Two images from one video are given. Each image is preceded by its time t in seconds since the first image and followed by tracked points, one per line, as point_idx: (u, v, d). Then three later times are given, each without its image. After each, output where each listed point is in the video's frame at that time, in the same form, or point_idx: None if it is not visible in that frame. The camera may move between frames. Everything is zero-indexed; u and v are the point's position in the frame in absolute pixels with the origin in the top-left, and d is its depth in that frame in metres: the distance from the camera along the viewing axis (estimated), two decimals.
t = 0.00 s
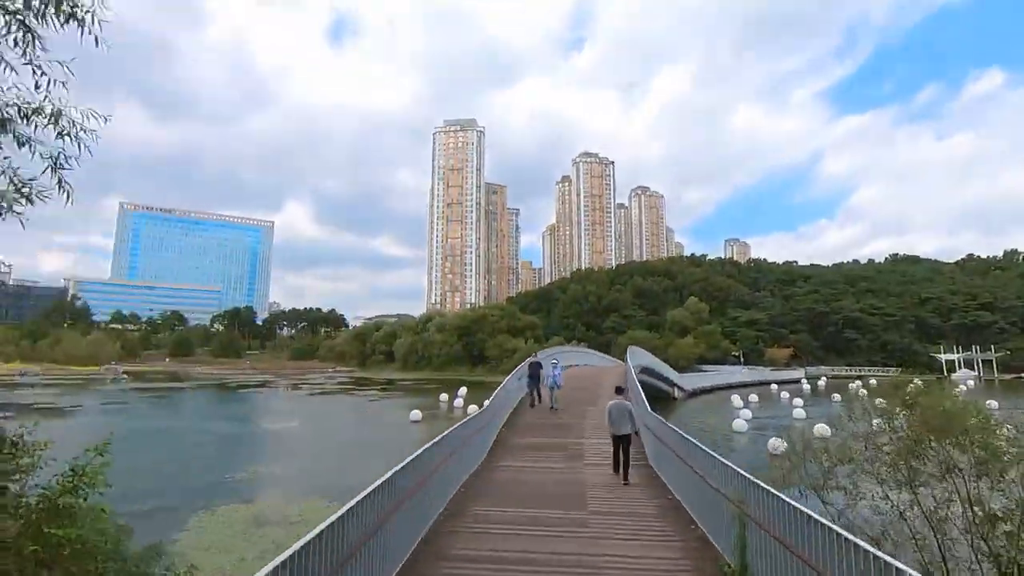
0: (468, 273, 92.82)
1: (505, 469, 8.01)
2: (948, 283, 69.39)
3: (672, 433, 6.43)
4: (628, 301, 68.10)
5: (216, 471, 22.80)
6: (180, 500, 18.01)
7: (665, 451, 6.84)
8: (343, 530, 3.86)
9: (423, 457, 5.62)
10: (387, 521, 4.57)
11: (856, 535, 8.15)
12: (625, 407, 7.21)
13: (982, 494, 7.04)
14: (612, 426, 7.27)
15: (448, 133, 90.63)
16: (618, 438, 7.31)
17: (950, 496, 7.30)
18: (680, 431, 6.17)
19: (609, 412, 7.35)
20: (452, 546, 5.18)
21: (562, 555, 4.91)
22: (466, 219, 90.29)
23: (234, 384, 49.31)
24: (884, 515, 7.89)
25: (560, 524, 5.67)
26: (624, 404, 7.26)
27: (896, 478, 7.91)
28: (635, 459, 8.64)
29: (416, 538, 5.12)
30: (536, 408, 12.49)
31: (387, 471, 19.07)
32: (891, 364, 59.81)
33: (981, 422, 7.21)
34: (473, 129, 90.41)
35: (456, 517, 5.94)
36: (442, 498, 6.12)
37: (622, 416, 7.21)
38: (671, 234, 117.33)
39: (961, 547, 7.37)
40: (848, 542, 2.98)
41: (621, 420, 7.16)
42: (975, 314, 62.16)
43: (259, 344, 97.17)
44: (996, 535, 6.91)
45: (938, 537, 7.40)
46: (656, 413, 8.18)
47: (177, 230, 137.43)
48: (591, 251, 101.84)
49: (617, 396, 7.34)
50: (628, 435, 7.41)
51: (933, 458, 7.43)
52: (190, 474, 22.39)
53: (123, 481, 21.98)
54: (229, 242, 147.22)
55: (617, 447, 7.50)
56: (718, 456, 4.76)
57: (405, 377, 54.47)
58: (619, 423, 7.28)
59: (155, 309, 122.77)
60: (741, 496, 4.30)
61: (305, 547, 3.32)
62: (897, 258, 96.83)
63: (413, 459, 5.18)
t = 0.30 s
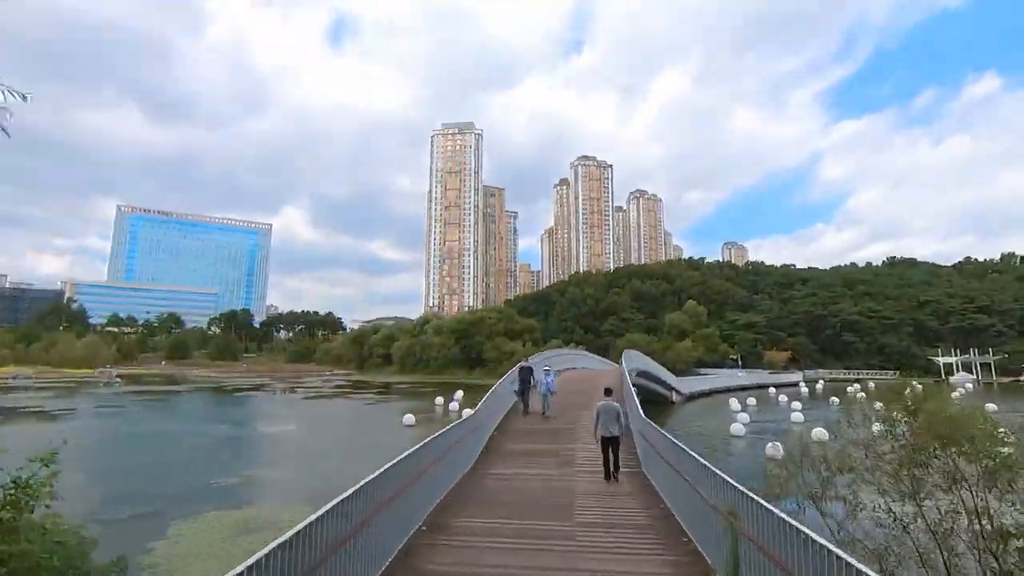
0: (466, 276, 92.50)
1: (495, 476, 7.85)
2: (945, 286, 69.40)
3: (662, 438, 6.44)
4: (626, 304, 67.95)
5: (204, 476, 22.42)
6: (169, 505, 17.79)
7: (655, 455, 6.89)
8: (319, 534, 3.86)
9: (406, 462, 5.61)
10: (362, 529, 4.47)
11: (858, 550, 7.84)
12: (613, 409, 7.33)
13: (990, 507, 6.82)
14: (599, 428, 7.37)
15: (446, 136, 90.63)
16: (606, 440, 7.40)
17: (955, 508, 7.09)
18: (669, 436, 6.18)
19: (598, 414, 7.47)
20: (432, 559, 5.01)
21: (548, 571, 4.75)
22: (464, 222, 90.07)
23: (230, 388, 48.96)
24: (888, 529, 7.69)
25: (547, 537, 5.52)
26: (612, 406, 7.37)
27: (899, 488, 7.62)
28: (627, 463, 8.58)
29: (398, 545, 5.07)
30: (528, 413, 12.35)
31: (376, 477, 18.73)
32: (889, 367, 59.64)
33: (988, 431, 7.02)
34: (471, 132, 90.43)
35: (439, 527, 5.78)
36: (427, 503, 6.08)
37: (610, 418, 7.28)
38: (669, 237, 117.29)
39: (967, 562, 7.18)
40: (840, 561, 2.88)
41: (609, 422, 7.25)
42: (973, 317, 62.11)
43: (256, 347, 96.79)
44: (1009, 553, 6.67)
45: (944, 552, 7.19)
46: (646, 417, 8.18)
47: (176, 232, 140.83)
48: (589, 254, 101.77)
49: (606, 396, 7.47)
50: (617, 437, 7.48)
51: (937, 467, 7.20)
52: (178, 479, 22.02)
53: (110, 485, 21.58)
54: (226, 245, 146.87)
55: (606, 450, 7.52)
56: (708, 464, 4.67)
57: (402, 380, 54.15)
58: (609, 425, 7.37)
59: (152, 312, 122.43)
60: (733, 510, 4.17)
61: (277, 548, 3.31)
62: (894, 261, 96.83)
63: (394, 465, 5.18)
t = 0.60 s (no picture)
0: (464, 279, 92.25)
1: (480, 485, 7.67)
2: (943, 288, 69.40)
3: (652, 444, 6.40)
4: (623, 307, 67.82)
5: (192, 482, 22.13)
6: (159, 510, 17.59)
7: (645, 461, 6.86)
8: (298, 535, 3.87)
9: (389, 467, 5.62)
10: (335, 538, 4.36)
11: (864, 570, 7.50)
12: (604, 414, 7.34)
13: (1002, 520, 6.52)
14: (589, 432, 7.38)
15: (443, 138, 90.48)
16: (596, 445, 7.40)
17: (966, 521, 6.80)
18: (660, 443, 6.13)
19: (588, 418, 7.50)
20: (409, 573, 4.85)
21: None
22: (462, 225, 89.88)
23: (224, 391, 48.61)
24: (895, 546, 7.39)
25: (534, 553, 5.34)
26: (602, 411, 7.39)
27: (908, 503, 7.28)
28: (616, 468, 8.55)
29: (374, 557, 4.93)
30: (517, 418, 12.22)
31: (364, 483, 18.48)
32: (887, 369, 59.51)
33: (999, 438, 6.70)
34: (468, 135, 90.31)
35: (418, 539, 5.61)
36: (411, 509, 6.08)
37: (600, 422, 7.33)
38: (666, 239, 117.22)
39: None
40: None
41: (600, 426, 7.27)
42: (971, 319, 62.08)
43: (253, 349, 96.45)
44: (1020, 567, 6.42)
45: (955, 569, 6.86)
46: (636, 422, 8.18)
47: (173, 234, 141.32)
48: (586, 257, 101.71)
49: (597, 402, 7.50)
50: (607, 442, 7.48)
51: (946, 478, 6.89)
52: (166, 485, 21.72)
53: (97, 490, 21.30)
54: (223, 248, 146.58)
55: (595, 455, 7.48)
56: (702, 478, 4.49)
57: (398, 383, 53.87)
58: (599, 429, 7.40)
59: (149, 314, 122.07)
60: (728, 530, 3.98)
61: (255, 547, 3.33)
62: (891, 263, 96.82)
63: (375, 470, 5.19)
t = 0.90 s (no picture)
0: (461, 282, 92.05)
1: (466, 492, 7.51)
2: (940, 291, 69.42)
3: (643, 449, 6.37)
4: (620, 310, 67.70)
5: (180, 486, 21.83)
6: (150, 514, 17.36)
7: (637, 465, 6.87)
8: (282, 536, 3.97)
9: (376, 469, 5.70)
10: (308, 545, 4.29)
11: None
12: (597, 415, 7.39)
13: None
14: (583, 433, 7.41)
15: (441, 141, 90.54)
16: (591, 444, 7.44)
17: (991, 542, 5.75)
18: (651, 448, 6.08)
19: (582, 419, 7.51)
20: None
21: None
22: (459, 228, 89.75)
23: (219, 395, 48.25)
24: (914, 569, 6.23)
25: (521, 567, 5.16)
26: (596, 412, 7.42)
27: (925, 520, 6.08)
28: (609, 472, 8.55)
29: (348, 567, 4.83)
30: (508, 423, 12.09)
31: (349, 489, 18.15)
32: (885, 372, 59.37)
33: None
34: (466, 138, 90.38)
35: (395, 551, 5.50)
36: (397, 513, 6.15)
37: (594, 424, 7.35)
38: (664, 242, 117.29)
39: None
40: None
41: (592, 428, 7.32)
42: (968, 322, 62.09)
43: (249, 353, 96.05)
44: None
45: None
46: (630, 425, 8.21)
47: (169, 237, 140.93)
48: (584, 260, 101.64)
49: (592, 401, 7.52)
50: (601, 443, 7.54)
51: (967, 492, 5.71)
52: (155, 490, 21.42)
53: (84, 494, 21.04)
54: (220, 251, 146.32)
55: (589, 452, 7.62)
56: (700, 494, 4.28)
57: (395, 387, 53.58)
58: (591, 430, 7.43)
59: (145, 317, 121.52)
60: (726, 549, 3.77)
61: (239, 544, 3.44)
62: (888, 266, 96.97)
63: (362, 472, 5.27)
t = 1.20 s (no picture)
0: (459, 285, 91.69)
1: (453, 502, 7.31)
2: (938, 295, 69.38)
3: (636, 455, 6.32)
4: (618, 313, 67.46)
5: (169, 491, 21.48)
6: (135, 519, 17.05)
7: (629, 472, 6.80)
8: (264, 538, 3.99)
9: (365, 473, 5.69)
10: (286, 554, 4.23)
11: None
12: (590, 418, 7.32)
13: None
14: (575, 437, 7.38)
15: (438, 144, 90.55)
16: (584, 449, 7.41)
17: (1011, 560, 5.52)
18: (644, 456, 6.01)
19: (574, 422, 7.45)
20: None
21: None
22: (456, 231, 89.50)
23: (213, 399, 47.78)
24: None
25: None
26: (588, 415, 7.35)
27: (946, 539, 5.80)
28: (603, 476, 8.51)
29: None
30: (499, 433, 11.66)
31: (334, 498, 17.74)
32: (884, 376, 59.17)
33: None
34: (463, 141, 90.37)
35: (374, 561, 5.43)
36: (384, 519, 6.11)
37: (587, 428, 7.30)
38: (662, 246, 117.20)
39: None
40: None
41: (585, 432, 7.27)
42: (966, 326, 62.03)
43: (245, 357, 95.42)
44: None
45: None
46: (623, 430, 8.18)
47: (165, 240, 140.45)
48: (581, 263, 101.44)
49: (584, 406, 7.46)
50: (592, 448, 7.49)
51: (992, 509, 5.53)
52: (144, 495, 21.08)
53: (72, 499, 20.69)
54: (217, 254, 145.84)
55: (583, 459, 7.55)
56: (697, 515, 4.00)
57: (392, 391, 53.19)
58: (583, 434, 7.40)
59: (140, 321, 120.82)
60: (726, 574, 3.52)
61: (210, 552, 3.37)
62: (886, 270, 97.05)
63: (347, 477, 5.27)
